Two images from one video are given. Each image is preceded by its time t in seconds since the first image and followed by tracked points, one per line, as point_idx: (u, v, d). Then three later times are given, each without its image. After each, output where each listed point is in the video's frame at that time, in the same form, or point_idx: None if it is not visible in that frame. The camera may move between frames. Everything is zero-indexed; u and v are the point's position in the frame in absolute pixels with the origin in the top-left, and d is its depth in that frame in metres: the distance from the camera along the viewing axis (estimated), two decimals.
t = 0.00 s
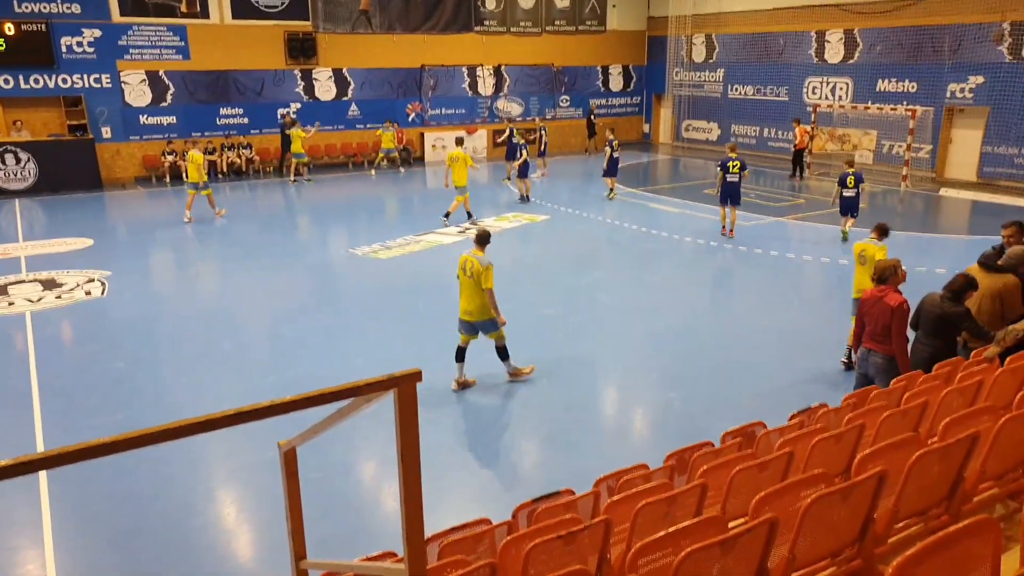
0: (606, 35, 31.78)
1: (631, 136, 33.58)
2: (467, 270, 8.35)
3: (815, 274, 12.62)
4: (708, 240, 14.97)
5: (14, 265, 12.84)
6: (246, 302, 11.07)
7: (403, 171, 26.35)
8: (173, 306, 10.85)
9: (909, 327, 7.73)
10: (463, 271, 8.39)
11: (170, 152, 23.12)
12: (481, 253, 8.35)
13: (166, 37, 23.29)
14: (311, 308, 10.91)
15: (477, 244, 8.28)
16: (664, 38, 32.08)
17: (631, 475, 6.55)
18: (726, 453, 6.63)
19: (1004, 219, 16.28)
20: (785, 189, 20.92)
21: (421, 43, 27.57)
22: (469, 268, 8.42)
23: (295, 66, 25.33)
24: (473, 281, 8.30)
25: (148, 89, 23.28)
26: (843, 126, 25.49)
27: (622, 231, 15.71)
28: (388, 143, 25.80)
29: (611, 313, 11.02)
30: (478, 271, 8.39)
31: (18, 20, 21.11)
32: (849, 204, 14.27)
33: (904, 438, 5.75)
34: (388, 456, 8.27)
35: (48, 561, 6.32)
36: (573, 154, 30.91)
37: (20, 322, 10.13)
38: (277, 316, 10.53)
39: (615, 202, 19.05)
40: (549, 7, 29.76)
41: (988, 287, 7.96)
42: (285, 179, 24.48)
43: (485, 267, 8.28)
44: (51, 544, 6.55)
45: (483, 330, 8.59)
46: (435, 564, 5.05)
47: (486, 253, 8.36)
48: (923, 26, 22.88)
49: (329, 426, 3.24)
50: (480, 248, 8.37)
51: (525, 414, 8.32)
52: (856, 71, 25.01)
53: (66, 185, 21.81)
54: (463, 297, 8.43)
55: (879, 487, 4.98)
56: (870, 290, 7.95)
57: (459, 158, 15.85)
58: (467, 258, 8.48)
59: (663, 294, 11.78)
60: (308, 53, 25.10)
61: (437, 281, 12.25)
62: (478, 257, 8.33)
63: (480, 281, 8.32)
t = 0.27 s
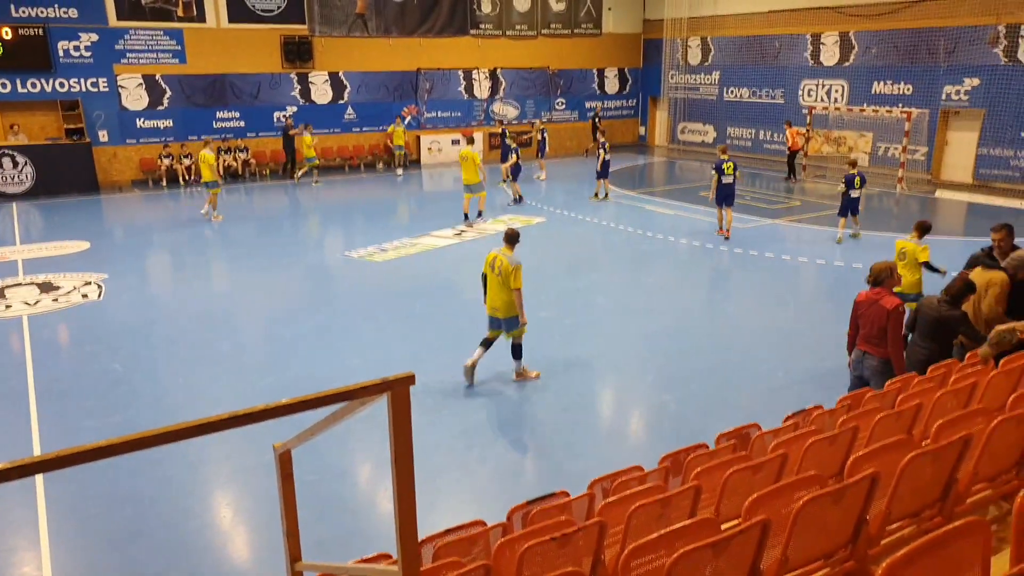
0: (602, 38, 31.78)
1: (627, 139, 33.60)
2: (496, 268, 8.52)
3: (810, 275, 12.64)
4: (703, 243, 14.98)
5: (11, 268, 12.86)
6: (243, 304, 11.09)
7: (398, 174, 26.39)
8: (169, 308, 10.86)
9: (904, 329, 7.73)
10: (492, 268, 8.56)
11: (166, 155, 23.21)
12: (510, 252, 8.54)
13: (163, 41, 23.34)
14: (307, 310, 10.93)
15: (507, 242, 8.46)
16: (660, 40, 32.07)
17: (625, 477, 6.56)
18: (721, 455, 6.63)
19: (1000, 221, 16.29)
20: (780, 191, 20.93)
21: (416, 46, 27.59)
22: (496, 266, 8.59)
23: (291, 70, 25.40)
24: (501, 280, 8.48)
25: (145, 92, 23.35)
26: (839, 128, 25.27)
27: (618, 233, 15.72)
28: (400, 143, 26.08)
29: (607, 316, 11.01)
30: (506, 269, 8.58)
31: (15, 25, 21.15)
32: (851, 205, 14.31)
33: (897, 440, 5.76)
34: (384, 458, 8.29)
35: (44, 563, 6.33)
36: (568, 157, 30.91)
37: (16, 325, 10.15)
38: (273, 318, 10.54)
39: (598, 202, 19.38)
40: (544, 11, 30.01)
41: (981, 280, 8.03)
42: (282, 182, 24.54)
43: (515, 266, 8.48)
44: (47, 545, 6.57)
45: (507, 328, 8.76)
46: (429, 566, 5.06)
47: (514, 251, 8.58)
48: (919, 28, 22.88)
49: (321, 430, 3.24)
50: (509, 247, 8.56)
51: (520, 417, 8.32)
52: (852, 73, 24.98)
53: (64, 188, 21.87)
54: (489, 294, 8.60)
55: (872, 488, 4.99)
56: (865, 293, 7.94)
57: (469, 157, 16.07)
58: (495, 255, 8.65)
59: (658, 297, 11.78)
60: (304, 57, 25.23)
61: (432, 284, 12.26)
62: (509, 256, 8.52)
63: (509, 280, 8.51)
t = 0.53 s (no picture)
0: (600, 38, 31.79)
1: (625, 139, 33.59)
2: (521, 264, 8.80)
3: (808, 276, 12.65)
4: (701, 243, 14.99)
5: (9, 268, 12.88)
6: (240, 305, 11.10)
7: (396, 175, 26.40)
8: (168, 309, 10.88)
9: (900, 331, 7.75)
10: (516, 264, 8.81)
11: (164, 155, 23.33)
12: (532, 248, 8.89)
13: (162, 41, 23.34)
14: (305, 311, 10.94)
15: (531, 238, 8.80)
16: (658, 41, 32.07)
17: (621, 478, 6.58)
18: (716, 457, 6.66)
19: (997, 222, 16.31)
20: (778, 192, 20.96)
21: (415, 47, 27.60)
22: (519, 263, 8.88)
23: (290, 70, 25.43)
24: (528, 273, 8.76)
25: (144, 93, 23.35)
26: (836, 128, 25.03)
27: (616, 234, 15.73)
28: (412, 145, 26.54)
29: (605, 317, 11.02)
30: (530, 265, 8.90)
31: (15, 25, 21.16)
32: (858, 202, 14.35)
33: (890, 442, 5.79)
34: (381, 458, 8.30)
35: (41, 564, 6.35)
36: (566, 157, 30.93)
37: (15, 325, 10.16)
38: (271, 319, 10.57)
39: (593, 202, 19.42)
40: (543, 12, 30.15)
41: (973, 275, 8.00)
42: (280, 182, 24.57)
43: (539, 260, 8.87)
44: (43, 546, 6.59)
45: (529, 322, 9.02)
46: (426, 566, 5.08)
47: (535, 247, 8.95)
48: (917, 29, 22.90)
49: (317, 430, 3.23)
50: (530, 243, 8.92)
51: (518, 417, 8.33)
52: (849, 74, 24.97)
53: (63, 188, 21.91)
54: (515, 289, 8.81)
55: (864, 490, 5.01)
56: (861, 294, 7.97)
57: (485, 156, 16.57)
58: (515, 253, 8.93)
59: (655, 297, 11.80)
60: (303, 57, 25.30)
61: (430, 284, 12.27)
62: (531, 251, 8.89)
63: (534, 273, 8.83)
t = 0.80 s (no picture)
0: (599, 42, 31.77)
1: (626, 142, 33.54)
2: (539, 265, 8.95)
3: (807, 280, 12.61)
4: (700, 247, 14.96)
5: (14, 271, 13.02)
6: (241, 307, 11.20)
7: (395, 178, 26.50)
8: (170, 311, 10.99)
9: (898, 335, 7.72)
10: (534, 266, 8.96)
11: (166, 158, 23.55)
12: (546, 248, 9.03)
13: (165, 46, 23.53)
14: (305, 313, 11.02)
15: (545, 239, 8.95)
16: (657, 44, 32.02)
17: (617, 482, 6.59)
18: (713, 461, 6.66)
19: (999, 225, 16.21)
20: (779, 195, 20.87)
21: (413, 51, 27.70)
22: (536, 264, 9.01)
23: (291, 74, 25.59)
24: (546, 273, 8.93)
25: (147, 97, 23.55)
26: (836, 131, 25.02)
27: (615, 237, 15.74)
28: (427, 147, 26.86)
29: (604, 320, 11.03)
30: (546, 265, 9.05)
31: (20, 31, 21.39)
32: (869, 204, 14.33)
33: (886, 447, 5.77)
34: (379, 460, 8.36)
35: (44, 564, 6.44)
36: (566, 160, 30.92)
37: (20, 327, 10.29)
38: (272, 321, 10.66)
39: (589, 206, 19.39)
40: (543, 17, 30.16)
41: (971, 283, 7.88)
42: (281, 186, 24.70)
43: (554, 259, 9.02)
44: (47, 547, 6.69)
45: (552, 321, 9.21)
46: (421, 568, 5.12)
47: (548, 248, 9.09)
48: (918, 32, 22.76)
49: (313, 432, 3.26)
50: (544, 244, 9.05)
51: (514, 420, 8.37)
52: (849, 77, 24.87)
53: (67, 191, 22.14)
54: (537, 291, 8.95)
55: (859, 494, 5.00)
56: (859, 298, 7.94)
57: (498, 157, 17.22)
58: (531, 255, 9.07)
59: (654, 301, 11.80)
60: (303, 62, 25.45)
61: (429, 287, 12.33)
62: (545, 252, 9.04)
63: (552, 273, 8.99)
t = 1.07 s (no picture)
0: (611, 44, 31.64)
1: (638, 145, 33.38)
2: (561, 259, 9.08)
3: (820, 285, 12.51)
4: (711, 250, 14.90)
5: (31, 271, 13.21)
6: (253, 308, 11.30)
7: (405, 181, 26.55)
8: (183, 311, 11.11)
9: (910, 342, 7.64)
10: (557, 259, 9.12)
11: (179, 160, 23.85)
12: (574, 244, 9.05)
13: (180, 49, 23.71)
14: (315, 314, 11.10)
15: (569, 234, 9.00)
16: (670, 46, 31.87)
17: (624, 486, 6.60)
18: (721, 466, 6.64)
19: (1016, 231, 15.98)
20: (792, 199, 20.71)
21: (424, 54, 27.74)
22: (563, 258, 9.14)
23: (303, 77, 25.71)
24: (566, 269, 9.03)
25: (161, 99, 23.77)
26: (851, 136, 24.94)
27: (625, 240, 15.70)
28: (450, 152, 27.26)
29: (613, 324, 11.02)
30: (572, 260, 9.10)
31: (39, 32, 21.61)
32: (897, 210, 14.13)
33: (896, 454, 5.73)
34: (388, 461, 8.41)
35: (57, 560, 6.55)
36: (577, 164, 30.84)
37: (36, 326, 10.44)
38: (284, 322, 10.75)
39: (596, 209, 19.32)
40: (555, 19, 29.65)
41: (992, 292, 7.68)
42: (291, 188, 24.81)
43: (579, 255, 9.01)
44: (61, 542, 6.79)
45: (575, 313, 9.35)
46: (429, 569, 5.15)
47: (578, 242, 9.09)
48: (935, 35, 22.44)
49: (322, 433, 3.25)
50: (573, 239, 9.07)
51: (522, 423, 8.38)
52: (863, 80, 24.57)
53: (83, 192, 22.44)
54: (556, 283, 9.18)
55: (868, 500, 4.97)
56: (871, 304, 7.87)
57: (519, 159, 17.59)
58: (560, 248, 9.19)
59: (664, 305, 11.76)
60: (315, 64, 25.53)
61: (440, 289, 12.37)
62: (573, 247, 9.06)
63: (573, 269, 9.04)
